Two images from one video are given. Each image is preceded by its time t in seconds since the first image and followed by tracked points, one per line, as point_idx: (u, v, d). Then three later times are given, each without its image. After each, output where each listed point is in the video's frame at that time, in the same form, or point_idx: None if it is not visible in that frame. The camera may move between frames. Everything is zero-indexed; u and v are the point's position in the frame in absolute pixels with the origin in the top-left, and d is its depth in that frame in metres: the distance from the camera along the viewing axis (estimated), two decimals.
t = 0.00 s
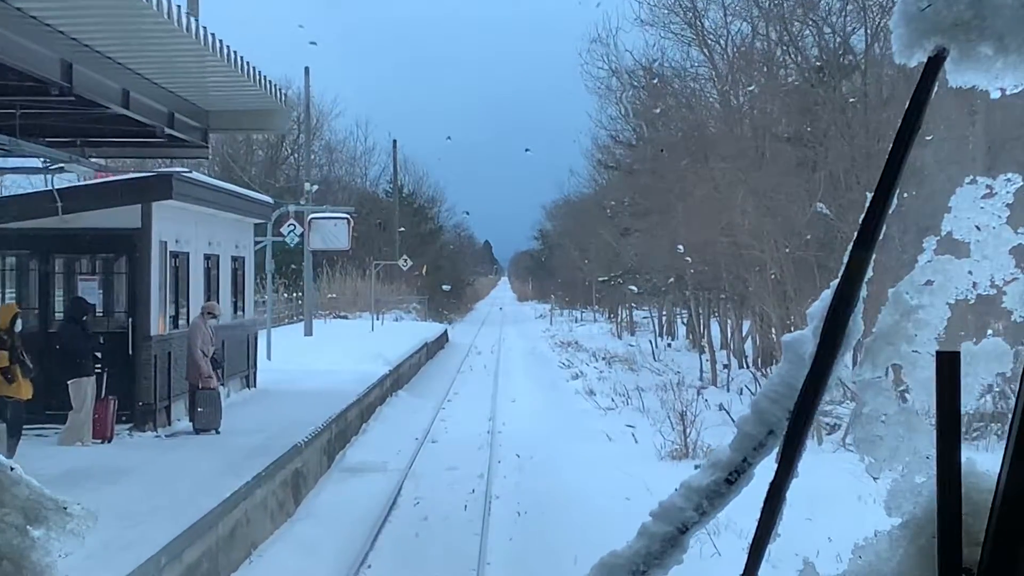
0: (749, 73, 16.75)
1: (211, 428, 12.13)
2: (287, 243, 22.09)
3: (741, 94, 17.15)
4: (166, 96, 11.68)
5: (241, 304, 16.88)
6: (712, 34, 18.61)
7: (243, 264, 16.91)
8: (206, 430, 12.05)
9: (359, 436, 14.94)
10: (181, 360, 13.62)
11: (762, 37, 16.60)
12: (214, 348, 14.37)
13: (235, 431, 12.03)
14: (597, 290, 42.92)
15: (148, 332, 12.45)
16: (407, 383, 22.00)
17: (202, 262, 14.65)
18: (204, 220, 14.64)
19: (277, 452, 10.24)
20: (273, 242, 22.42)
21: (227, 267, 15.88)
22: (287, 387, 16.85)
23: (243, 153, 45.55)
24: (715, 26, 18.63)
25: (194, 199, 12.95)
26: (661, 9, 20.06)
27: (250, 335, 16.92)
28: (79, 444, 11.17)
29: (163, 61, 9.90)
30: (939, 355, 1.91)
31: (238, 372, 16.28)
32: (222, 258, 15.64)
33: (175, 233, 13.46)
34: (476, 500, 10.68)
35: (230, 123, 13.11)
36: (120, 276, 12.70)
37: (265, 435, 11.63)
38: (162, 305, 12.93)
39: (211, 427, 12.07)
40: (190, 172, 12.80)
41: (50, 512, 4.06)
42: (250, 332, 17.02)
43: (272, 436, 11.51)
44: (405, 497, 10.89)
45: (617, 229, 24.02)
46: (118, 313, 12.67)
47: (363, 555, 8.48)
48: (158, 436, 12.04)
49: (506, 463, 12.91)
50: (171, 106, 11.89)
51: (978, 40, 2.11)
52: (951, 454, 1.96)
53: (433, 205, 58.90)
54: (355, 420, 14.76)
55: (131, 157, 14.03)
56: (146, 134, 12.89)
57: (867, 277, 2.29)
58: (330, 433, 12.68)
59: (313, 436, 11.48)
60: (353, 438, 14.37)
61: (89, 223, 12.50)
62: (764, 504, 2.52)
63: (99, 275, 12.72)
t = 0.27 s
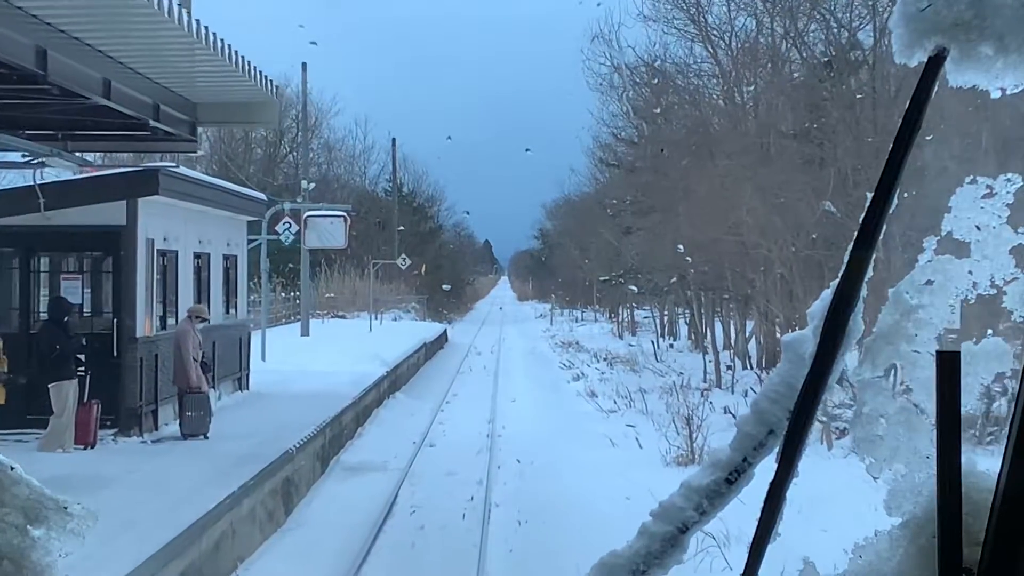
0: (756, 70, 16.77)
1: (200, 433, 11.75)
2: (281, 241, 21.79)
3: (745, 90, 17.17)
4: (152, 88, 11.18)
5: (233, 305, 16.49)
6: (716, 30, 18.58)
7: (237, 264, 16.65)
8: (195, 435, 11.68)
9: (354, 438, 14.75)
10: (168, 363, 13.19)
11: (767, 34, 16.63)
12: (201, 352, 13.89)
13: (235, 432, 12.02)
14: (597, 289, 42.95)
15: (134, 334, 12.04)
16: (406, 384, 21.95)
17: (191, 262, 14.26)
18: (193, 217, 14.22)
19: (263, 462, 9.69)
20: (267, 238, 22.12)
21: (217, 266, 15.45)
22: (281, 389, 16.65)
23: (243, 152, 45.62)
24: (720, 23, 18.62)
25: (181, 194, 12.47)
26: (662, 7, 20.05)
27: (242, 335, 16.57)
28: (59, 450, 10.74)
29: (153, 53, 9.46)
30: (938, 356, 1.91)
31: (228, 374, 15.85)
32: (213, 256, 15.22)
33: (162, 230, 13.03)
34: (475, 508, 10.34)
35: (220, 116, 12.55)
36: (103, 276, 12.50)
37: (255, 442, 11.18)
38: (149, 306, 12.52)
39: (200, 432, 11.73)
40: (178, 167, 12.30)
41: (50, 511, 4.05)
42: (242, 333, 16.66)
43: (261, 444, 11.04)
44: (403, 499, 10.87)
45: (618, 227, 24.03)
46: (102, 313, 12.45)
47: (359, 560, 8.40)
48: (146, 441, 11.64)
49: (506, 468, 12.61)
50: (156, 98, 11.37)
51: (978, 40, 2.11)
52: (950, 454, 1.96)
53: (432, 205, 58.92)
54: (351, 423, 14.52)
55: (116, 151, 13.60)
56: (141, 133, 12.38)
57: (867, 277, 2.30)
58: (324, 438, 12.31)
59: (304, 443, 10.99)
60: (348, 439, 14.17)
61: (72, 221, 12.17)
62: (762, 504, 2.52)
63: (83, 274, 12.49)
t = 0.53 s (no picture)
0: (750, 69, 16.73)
1: (188, 439, 11.16)
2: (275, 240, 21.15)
3: (748, 87, 16.89)
4: (134, 78, 10.82)
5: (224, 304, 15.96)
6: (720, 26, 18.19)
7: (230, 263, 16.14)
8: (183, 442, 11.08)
9: (349, 442, 14.55)
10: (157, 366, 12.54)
11: (770, 30, 16.37)
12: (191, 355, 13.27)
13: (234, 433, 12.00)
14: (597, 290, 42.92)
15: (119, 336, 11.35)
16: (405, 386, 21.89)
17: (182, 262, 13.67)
18: (184, 214, 13.62)
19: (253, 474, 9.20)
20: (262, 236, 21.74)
21: (209, 266, 14.91)
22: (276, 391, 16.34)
23: (242, 151, 45.61)
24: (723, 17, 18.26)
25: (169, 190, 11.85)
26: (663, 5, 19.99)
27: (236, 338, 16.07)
28: (39, 456, 10.09)
29: (138, 42, 9.15)
30: (938, 356, 1.91)
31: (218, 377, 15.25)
32: (205, 255, 14.66)
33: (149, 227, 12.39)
34: (473, 513, 10.18)
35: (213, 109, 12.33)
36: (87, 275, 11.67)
37: (249, 449, 10.73)
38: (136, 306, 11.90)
39: (187, 437, 11.14)
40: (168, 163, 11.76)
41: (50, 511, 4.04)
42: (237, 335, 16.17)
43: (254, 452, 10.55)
44: (402, 501, 10.83)
45: (619, 227, 24.02)
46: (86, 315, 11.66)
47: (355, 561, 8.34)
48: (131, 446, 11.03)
49: (505, 471, 12.45)
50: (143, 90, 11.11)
51: (978, 40, 2.11)
52: (950, 455, 1.96)
53: (432, 205, 58.89)
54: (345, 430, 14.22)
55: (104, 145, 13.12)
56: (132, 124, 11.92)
57: (867, 277, 2.30)
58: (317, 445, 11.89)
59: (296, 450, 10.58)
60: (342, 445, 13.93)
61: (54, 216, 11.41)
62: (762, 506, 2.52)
63: (69, 274, 11.66)
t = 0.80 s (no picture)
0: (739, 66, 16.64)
1: (174, 445, 11.00)
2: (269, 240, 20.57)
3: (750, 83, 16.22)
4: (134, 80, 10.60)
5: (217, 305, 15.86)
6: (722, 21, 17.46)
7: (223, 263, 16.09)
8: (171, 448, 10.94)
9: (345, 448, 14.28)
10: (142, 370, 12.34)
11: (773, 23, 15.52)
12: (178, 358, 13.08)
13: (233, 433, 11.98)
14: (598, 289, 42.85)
15: (103, 339, 11.13)
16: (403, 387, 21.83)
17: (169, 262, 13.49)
18: (171, 212, 13.45)
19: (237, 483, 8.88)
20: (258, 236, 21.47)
21: (199, 265, 14.77)
22: (269, 394, 16.18)
23: (240, 149, 45.50)
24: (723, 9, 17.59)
25: (153, 187, 11.64)
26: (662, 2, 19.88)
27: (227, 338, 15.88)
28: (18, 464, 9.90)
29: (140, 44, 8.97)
30: (938, 356, 1.90)
31: (209, 379, 15.09)
32: (193, 254, 14.51)
33: (135, 226, 12.21)
34: (474, 517, 10.17)
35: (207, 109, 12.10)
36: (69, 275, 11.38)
37: (236, 455, 10.50)
38: (120, 309, 11.70)
39: (174, 444, 10.96)
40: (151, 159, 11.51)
41: (50, 511, 4.03)
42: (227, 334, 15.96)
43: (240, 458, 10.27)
44: (403, 505, 10.80)
45: (619, 226, 23.99)
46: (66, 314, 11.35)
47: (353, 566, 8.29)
48: (115, 454, 10.82)
49: (505, 478, 12.26)
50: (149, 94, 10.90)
51: (979, 40, 2.11)
52: (951, 455, 1.96)
53: (431, 204, 58.79)
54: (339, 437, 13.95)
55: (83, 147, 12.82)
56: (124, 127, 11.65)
57: (867, 277, 2.30)
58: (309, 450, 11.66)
59: (286, 456, 10.31)
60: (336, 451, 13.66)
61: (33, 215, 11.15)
62: (762, 507, 2.52)
63: (53, 274, 11.36)
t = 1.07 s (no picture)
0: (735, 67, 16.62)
1: (159, 452, 10.63)
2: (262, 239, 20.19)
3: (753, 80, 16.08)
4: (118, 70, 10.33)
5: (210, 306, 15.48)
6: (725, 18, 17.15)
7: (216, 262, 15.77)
8: (156, 455, 10.57)
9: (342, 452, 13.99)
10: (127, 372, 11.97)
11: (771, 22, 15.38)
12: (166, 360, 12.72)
13: (233, 434, 11.98)
14: (598, 289, 42.87)
15: (84, 341, 10.77)
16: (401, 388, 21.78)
17: (157, 262, 13.11)
18: (159, 209, 13.11)
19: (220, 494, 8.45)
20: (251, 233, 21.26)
21: (189, 264, 14.41)
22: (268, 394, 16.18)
23: (238, 148, 45.48)
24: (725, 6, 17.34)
25: (137, 183, 11.26)
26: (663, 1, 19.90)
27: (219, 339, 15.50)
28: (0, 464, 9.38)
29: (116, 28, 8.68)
30: (938, 355, 1.90)
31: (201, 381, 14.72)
32: (182, 253, 14.12)
33: (120, 224, 11.88)
34: (476, 518, 10.18)
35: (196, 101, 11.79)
36: (52, 275, 11.01)
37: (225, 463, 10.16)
38: (103, 310, 11.32)
39: (159, 451, 10.60)
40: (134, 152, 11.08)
41: (50, 511, 4.01)
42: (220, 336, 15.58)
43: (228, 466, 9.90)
44: (402, 508, 10.79)
45: (620, 225, 23.99)
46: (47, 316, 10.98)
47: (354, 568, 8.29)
48: (97, 462, 10.42)
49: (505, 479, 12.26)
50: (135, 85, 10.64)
51: (978, 39, 2.11)
52: (952, 456, 1.96)
53: (430, 203, 58.77)
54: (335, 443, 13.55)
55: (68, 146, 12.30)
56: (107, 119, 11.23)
57: (867, 277, 2.30)
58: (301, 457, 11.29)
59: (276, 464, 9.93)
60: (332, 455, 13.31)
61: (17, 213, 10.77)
62: (762, 507, 2.52)
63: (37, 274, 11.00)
